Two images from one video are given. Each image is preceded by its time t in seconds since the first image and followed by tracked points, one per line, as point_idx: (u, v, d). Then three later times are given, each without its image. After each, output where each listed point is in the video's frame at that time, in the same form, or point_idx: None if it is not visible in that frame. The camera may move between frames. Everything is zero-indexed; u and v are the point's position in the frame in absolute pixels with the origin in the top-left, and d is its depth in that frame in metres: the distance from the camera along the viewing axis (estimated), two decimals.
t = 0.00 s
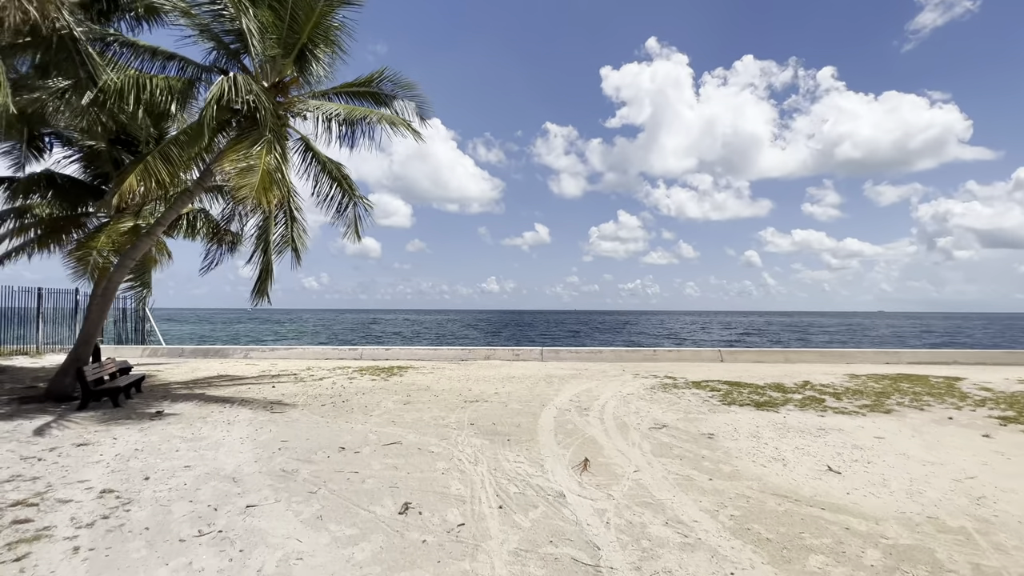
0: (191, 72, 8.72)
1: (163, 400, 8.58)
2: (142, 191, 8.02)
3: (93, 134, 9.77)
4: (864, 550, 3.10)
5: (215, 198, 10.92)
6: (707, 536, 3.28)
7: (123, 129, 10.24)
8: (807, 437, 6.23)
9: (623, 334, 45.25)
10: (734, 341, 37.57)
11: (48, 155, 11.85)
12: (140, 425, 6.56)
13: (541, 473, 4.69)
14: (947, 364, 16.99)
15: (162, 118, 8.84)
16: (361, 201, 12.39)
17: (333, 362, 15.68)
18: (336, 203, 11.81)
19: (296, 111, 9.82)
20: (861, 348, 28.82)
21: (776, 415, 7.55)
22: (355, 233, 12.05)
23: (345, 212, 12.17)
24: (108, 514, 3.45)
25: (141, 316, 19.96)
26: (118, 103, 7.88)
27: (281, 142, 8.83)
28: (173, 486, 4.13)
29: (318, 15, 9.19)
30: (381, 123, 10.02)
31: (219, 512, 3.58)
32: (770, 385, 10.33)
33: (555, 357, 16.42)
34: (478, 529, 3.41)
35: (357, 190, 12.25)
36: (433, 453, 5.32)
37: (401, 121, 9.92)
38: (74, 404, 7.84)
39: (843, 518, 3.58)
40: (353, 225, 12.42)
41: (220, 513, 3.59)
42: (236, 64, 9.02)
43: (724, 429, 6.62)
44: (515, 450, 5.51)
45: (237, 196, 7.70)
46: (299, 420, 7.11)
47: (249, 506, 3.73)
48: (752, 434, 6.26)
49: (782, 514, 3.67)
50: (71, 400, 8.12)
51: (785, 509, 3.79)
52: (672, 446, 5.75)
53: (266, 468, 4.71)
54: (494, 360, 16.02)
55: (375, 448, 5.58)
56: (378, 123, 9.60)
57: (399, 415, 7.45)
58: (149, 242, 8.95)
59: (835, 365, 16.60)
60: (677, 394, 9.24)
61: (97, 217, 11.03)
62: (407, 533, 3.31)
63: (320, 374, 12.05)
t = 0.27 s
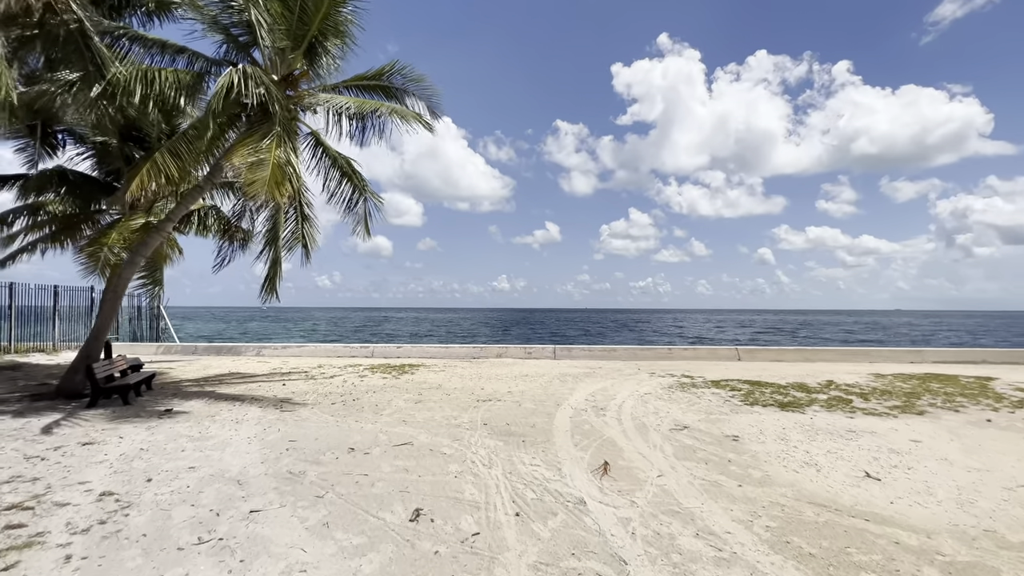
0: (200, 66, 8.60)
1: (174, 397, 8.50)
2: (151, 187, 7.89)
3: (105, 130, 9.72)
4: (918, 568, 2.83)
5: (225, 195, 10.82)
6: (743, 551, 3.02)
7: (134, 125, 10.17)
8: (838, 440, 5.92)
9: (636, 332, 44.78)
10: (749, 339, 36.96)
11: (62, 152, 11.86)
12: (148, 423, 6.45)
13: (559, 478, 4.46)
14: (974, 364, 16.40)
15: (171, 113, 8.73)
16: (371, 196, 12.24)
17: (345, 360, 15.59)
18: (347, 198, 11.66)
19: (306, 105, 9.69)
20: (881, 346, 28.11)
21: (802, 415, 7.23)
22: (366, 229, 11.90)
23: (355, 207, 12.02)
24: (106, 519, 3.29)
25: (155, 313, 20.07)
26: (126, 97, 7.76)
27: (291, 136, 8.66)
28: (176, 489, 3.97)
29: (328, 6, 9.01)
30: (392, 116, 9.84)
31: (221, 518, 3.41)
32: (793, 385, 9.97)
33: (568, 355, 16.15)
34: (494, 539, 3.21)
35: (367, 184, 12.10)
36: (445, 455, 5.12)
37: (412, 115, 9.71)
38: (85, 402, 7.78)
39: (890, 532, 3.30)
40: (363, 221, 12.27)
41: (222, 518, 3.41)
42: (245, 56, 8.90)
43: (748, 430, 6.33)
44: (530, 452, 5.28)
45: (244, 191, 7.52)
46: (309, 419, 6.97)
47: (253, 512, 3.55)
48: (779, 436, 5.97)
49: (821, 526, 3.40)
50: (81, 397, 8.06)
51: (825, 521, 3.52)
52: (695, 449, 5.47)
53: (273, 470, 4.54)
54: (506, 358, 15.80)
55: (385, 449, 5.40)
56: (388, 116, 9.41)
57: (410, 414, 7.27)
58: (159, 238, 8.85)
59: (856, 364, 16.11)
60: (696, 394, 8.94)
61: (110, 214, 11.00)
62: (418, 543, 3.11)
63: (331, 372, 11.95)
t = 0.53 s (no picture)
0: (204, 60, 8.43)
1: (178, 398, 8.36)
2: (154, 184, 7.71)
3: (110, 127, 9.59)
4: None
5: (231, 192, 10.67)
6: None
7: (139, 121, 10.04)
8: (867, 447, 5.60)
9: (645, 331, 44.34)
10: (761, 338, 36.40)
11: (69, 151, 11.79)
12: (149, 426, 6.29)
13: (573, 489, 4.21)
14: (998, 365, 15.87)
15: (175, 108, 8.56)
16: (378, 193, 12.04)
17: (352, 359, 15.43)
18: (353, 195, 11.48)
19: (311, 100, 9.50)
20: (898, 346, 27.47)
21: (826, 420, 6.90)
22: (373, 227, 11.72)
23: (362, 205, 11.84)
24: (91, 534, 3.10)
25: (165, 312, 20.09)
26: (127, 92, 7.59)
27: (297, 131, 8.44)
28: (169, 499, 3.77)
29: None
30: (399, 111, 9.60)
31: (214, 533, 3.20)
32: (813, 387, 9.61)
33: (578, 355, 15.87)
34: (505, 560, 2.97)
35: (374, 181, 11.90)
36: (453, 462, 4.89)
37: (419, 109, 9.48)
38: (88, 403, 7.66)
39: (939, 557, 3.00)
40: (370, 218, 12.09)
41: (214, 533, 3.21)
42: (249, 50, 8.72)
43: (771, 436, 6.02)
44: (542, 459, 5.03)
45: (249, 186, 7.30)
46: (313, 422, 6.77)
47: (248, 526, 3.34)
48: (804, 443, 5.66)
49: (861, 548, 3.11)
50: (85, 398, 7.93)
51: (866, 542, 3.22)
52: (717, 456, 5.18)
53: (272, 479, 4.34)
54: (515, 357, 15.56)
55: (390, 455, 5.18)
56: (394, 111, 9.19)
57: (417, 417, 7.05)
58: (162, 236, 8.69)
59: (875, 364, 15.65)
60: (713, 396, 8.63)
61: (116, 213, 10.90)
62: (423, 564, 2.87)
63: (338, 372, 11.78)
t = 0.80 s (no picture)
0: (206, 54, 8.24)
1: (180, 399, 8.20)
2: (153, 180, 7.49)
3: (112, 123, 9.43)
4: None
5: (235, 190, 10.49)
6: None
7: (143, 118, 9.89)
8: (897, 454, 5.30)
9: (653, 330, 43.95)
10: (772, 338, 35.92)
11: (73, 149, 11.69)
12: (148, 429, 6.12)
13: (588, 501, 3.96)
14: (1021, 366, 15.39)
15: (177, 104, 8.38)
16: (384, 190, 11.84)
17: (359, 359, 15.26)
18: (359, 192, 11.29)
19: (315, 94, 9.30)
20: (913, 346, 26.91)
21: (851, 424, 6.59)
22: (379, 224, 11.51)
23: (368, 202, 11.64)
24: (72, 551, 2.90)
25: (172, 311, 20.05)
26: (127, 86, 7.42)
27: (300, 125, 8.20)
28: (160, 511, 3.56)
29: None
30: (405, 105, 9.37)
31: (204, 551, 2.99)
32: (832, 389, 9.28)
33: (587, 355, 15.60)
34: None
35: (379, 178, 11.69)
36: (460, 470, 4.66)
37: (425, 103, 9.23)
38: (88, 404, 7.51)
39: None
40: (376, 216, 11.88)
41: (205, 551, 2.99)
42: (251, 43, 8.53)
43: (794, 442, 5.72)
44: (553, 467, 4.79)
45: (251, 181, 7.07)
46: (316, 425, 6.56)
47: (241, 542, 3.12)
48: (831, 450, 5.36)
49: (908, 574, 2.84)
50: (86, 399, 7.79)
51: (913, 565, 2.95)
52: (739, 464, 4.90)
53: (270, 488, 4.13)
54: (523, 357, 15.31)
55: (394, 462, 4.95)
56: (399, 105, 8.95)
57: (423, 420, 6.83)
58: (163, 233, 8.49)
59: (893, 364, 15.26)
60: (729, 398, 8.34)
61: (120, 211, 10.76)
62: None
63: (344, 372, 11.60)
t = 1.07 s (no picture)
0: (205, 46, 8.03)
1: (179, 399, 8.00)
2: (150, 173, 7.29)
3: (112, 117, 9.26)
4: None
5: (236, 186, 10.29)
6: None
7: (143, 113, 9.72)
8: (928, 459, 5.01)
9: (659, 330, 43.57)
10: (780, 337, 35.48)
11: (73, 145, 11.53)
12: (143, 430, 5.91)
13: (602, 510, 3.71)
14: None
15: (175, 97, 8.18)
16: (388, 185, 11.61)
17: (362, 358, 15.06)
18: (362, 188, 11.06)
19: (317, 87, 9.08)
20: (926, 345, 26.42)
21: (874, 427, 6.30)
22: (383, 221, 11.29)
23: (371, 198, 11.42)
24: (47, 567, 2.68)
25: (175, 310, 19.94)
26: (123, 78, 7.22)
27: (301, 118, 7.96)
28: (146, 521, 3.34)
29: None
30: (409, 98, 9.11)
31: (190, 567, 2.76)
32: (850, 389, 8.95)
33: (594, 354, 15.32)
34: None
35: (383, 173, 11.45)
36: (466, 475, 4.42)
37: (429, 95, 8.98)
38: (85, 404, 7.33)
39: None
40: (380, 212, 11.66)
41: (190, 567, 2.77)
42: (251, 34, 8.31)
43: (818, 446, 5.43)
44: (564, 473, 4.54)
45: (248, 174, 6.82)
46: (317, 426, 6.33)
47: (231, 556, 2.90)
48: (858, 455, 5.07)
49: None
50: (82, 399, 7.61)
51: None
52: (762, 471, 4.62)
53: (265, 495, 3.90)
54: (529, 356, 15.05)
55: (396, 466, 4.70)
56: (403, 97, 8.71)
57: (427, 422, 6.59)
58: (162, 228, 8.31)
59: (908, 364, 14.88)
60: (743, 399, 8.05)
61: (120, 208, 10.58)
62: None
63: (347, 371, 11.38)
